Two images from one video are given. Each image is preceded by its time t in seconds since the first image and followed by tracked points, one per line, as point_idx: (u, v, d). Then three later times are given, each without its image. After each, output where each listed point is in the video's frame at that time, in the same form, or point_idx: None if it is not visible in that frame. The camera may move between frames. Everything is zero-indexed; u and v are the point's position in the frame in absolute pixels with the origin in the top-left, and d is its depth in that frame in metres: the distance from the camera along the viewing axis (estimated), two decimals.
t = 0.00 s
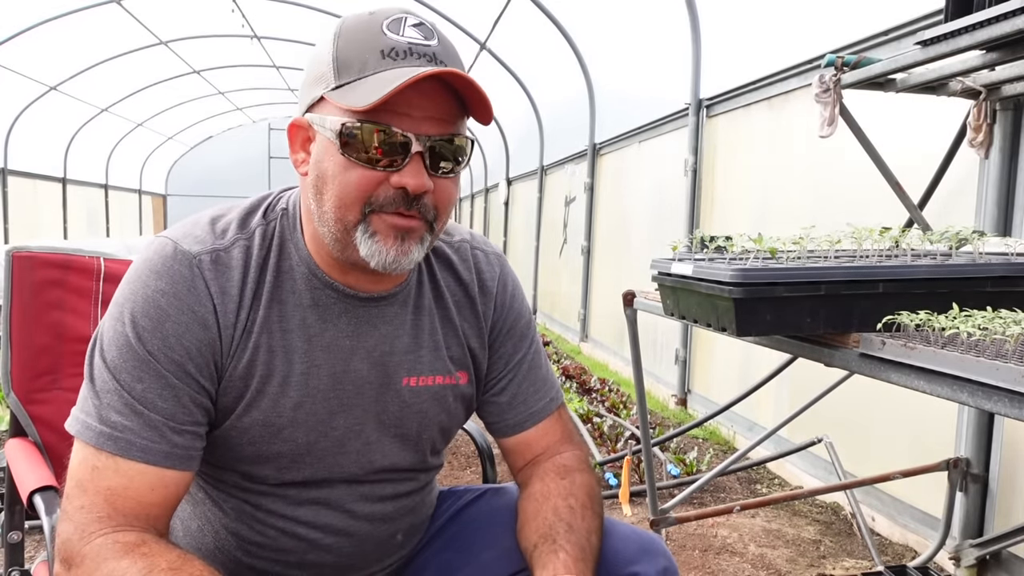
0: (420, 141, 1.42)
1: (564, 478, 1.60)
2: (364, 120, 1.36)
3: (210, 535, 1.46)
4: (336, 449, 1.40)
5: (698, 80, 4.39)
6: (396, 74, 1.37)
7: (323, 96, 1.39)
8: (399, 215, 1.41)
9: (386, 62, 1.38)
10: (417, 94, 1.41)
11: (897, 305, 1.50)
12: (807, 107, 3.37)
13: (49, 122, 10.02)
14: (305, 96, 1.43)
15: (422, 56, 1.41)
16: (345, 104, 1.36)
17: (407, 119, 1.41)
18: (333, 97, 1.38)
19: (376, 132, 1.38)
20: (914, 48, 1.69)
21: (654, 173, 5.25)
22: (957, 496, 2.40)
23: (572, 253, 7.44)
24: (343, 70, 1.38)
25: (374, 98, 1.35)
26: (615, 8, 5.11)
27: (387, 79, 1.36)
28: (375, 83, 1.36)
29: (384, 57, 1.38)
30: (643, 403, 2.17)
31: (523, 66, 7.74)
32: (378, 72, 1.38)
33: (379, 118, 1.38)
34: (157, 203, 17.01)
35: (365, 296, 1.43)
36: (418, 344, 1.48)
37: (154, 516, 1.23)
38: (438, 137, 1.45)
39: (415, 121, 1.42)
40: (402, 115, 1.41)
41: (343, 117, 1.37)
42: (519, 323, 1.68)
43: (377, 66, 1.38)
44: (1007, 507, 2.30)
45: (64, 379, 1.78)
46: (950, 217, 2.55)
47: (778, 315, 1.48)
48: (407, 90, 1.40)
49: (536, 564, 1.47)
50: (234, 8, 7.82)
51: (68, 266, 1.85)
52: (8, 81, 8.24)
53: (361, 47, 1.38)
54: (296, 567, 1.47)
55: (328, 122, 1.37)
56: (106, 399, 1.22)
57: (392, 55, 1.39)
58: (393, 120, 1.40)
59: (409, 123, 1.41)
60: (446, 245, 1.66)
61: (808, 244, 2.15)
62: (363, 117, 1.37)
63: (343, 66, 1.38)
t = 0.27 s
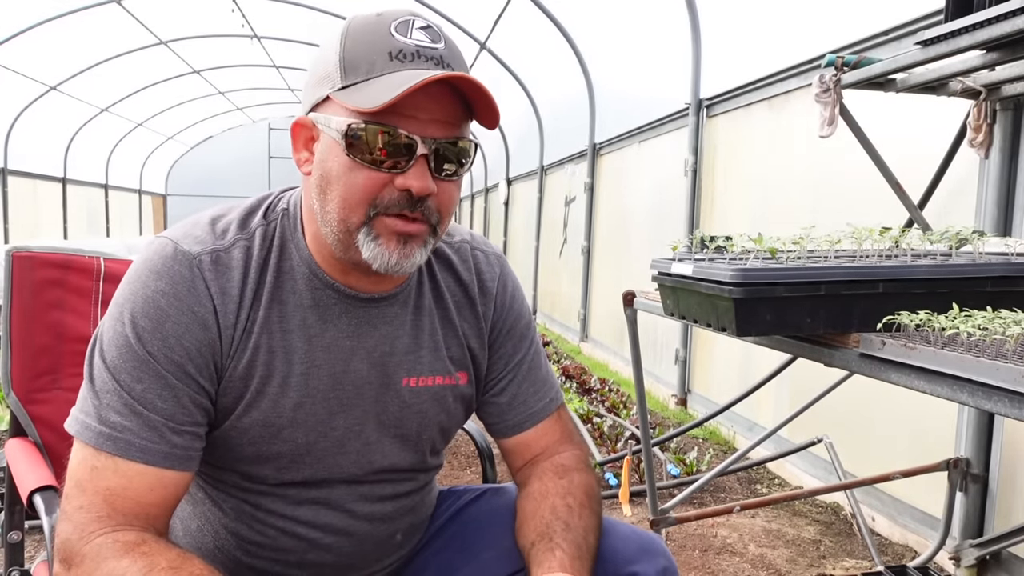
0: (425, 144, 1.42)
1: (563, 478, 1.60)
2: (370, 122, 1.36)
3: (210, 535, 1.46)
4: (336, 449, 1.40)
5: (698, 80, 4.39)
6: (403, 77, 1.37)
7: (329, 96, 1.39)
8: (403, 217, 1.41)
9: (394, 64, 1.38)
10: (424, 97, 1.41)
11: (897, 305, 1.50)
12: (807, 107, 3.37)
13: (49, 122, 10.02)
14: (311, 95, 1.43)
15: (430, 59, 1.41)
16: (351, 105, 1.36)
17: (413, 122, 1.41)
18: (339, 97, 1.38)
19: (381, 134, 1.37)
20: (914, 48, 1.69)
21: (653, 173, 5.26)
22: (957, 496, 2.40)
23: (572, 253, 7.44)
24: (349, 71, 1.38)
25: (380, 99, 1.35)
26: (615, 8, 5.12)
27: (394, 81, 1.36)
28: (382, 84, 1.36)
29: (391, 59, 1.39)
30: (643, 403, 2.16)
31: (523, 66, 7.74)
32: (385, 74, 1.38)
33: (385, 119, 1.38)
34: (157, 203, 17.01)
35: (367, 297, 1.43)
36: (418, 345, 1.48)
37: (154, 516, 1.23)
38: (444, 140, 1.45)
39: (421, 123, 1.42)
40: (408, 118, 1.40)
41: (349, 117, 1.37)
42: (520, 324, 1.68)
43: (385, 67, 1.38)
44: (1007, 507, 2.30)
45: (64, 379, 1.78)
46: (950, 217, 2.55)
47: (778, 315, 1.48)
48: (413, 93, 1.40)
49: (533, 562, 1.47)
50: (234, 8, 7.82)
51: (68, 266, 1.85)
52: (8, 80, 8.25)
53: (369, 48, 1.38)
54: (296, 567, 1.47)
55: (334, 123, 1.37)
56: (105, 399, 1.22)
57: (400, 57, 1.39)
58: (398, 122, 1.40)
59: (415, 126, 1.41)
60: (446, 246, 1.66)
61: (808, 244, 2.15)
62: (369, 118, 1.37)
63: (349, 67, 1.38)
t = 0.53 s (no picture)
0: (426, 144, 1.42)
1: (561, 474, 1.60)
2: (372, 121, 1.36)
3: (210, 535, 1.46)
4: (335, 450, 1.40)
5: (698, 80, 4.39)
6: (405, 75, 1.37)
7: (331, 95, 1.39)
8: (403, 217, 1.41)
9: (397, 64, 1.38)
10: (425, 96, 1.41)
11: (897, 305, 1.50)
12: (807, 107, 3.37)
13: (49, 122, 10.02)
14: (312, 94, 1.43)
15: (432, 59, 1.41)
16: (353, 104, 1.36)
17: (415, 121, 1.41)
18: (341, 96, 1.37)
19: (383, 134, 1.37)
20: (914, 48, 1.69)
21: (653, 173, 5.26)
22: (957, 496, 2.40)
23: (572, 253, 7.44)
24: (351, 70, 1.38)
25: (382, 98, 1.35)
26: (615, 8, 5.12)
27: (396, 80, 1.36)
28: (384, 83, 1.36)
29: (394, 58, 1.38)
30: (643, 403, 2.16)
31: (523, 66, 7.74)
32: (387, 73, 1.38)
33: (387, 118, 1.38)
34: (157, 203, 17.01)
35: (366, 298, 1.43)
36: (418, 346, 1.48)
37: (153, 515, 1.23)
38: (445, 140, 1.45)
39: (422, 122, 1.42)
40: (409, 117, 1.40)
41: (351, 117, 1.36)
42: (520, 325, 1.68)
43: (387, 66, 1.38)
44: (1007, 507, 2.30)
45: (64, 379, 1.78)
46: (950, 217, 2.55)
47: (778, 315, 1.48)
48: (415, 92, 1.40)
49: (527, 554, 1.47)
50: (234, 7, 7.82)
51: (68, 266, 1.85)
52: (8, 80, 8.25)
53: (371, 48, 1.38)
54: (296, 567, 1.47)
55: (336, 122, 1.37)
56: (104, 400, 1.22)
57: (402, 56, 1.39)
58: (400, 122, 1.40)
59: (416, 125, 1.41)
60: (447, 246, 1.66)
61: (808, 244, 2.15)
62: (372, 117, 1.37)
63: (351, 66, 1.38)
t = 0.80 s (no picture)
0: (418, 134, 1.42)
1: (563, 481, 1.60)
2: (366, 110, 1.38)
3: (210, 535, 1.46)
4: (335, 448, 1.40)
5: (698, 81, 4.39)
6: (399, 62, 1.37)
7: (332, 85, 1.42)
8: (392, 210, 1.41)
9: (393, 55, 1.38)
10: (420, 87, 1.42)
11: (897, 305, 1.50)
12: (807, 107, 3.37)
13: (49, 122, 10.02)
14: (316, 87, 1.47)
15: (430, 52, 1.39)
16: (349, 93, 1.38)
17: (408, 112, 1.41)
18: (338, 85, 1.40)
19: (380, 126, 1.39)
20: (914, 48, 1.69)
21: (653, 174, 5.26)
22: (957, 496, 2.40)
23: (572, 253, 7.44)
24: (350, 59, 1.40)
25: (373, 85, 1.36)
26: (615, 8, 5.11)
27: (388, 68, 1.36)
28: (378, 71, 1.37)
29: (392, 50, 1.38)
30: (643, 402, 2.16)
31: (523, 66, 7.74)
32: (382, 62, 1.38)
33: (381, 108, 1.40)
34: (157, 203, 17.01)
35: (361, 295, 1.43)
36: (418, 344, 1.48)
37: (153, 516, 1.23)
38: (438, 132, 1.45)
39: (415, 113, 1.42)
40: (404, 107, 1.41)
41: (346, 104, 1.39)
42: (519, 323, 1.68)
43: (383, 57, 1.38)
44: (1007, 507, 2.30)
45: (64, 378, 1.78)
46: (950, 217, 2.55)
47: (778, 315, 1.48)
48: (410, 83, 1.41)
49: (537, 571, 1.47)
50: (234, 7, 7.82)
51: (68, 266, 1.85)
52: (8, 80, 8.25)
53: (371, 39, 1.39)
54: (296, 567, 1.47)
55: (332, 110, 1.40)
56: (106, 398, 1.21)
57: (400, 48, 1.39)
58: (393, 111, 1.40)
59: (409, 115, 1.42)
60: (446, 244, 1.66)
61: (808, 244, 2.15)
62: (365, 105, 1.39)
63: (350, 56, 1.40)
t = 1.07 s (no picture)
0: (412, 125, 1.43)
1: (560, 481, 1.60)
2: (361, 103, 1.39)
3: (210, 535, 1.46)
4: (334, 447, 1.40)
5: (698, 81, 4.39)
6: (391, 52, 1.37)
7: (328, 82, 1.43)
8: (387, 202, 1.41)
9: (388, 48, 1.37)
10: (413, 78, 1.42)
11: (897, 305, 1.50)
12: (807, 107, 3.37)
13: (49, 121, 10.02)
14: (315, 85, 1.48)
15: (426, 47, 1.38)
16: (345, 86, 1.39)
17: (402, 103, 1.42)
18: (334, 79, 1.41)
19: (377, 122, 1.40)
20: (914, 48, 1.69)
21: (653, 174, 5.26)
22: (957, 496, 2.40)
23: (572, 253, 7.44)
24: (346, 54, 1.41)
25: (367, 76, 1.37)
26: (615, 8, 5.11)
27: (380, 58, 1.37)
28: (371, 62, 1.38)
29: (387, 44, 1.38)
30: (643, 402, 2.16)
31: (523, 66, 7.74)
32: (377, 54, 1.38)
33: (376, 100, 1.41)
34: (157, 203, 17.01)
35: (360, 294, 1.42)
36: (417, 343, 1.48)
37: (153, 516, 1.23)
38: (433, 123, 1.45)
39: (409, 104, 1.43)
40: (397, 99, 1.42)
41: (341, 97, 1.40)
42: (518, 322, 1.68)
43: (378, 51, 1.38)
44: (1007, 507, 2.30)
45: (64, 378, 1.78)
46: (950, 217, 2.55)
47: (778, 316, 1.48)
48: (405, 75, 1.42)
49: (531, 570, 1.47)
50: (234, 7, 7.82)
51: (68, 266, 1.85)
52: (8, 80, 8.25)
53: (367, 34, 1.40)
54: (295, 567, 1.47)
55: (328, 103, 1.41)
56: (105, 397, 1.21)
57: (395, 43, 1.38)
58: (388, 103, 1.41)
59: (403, 106, 1.42)
60: (445, 245, 1.66)
61: (808, 244, 2.15)
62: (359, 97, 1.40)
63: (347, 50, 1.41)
